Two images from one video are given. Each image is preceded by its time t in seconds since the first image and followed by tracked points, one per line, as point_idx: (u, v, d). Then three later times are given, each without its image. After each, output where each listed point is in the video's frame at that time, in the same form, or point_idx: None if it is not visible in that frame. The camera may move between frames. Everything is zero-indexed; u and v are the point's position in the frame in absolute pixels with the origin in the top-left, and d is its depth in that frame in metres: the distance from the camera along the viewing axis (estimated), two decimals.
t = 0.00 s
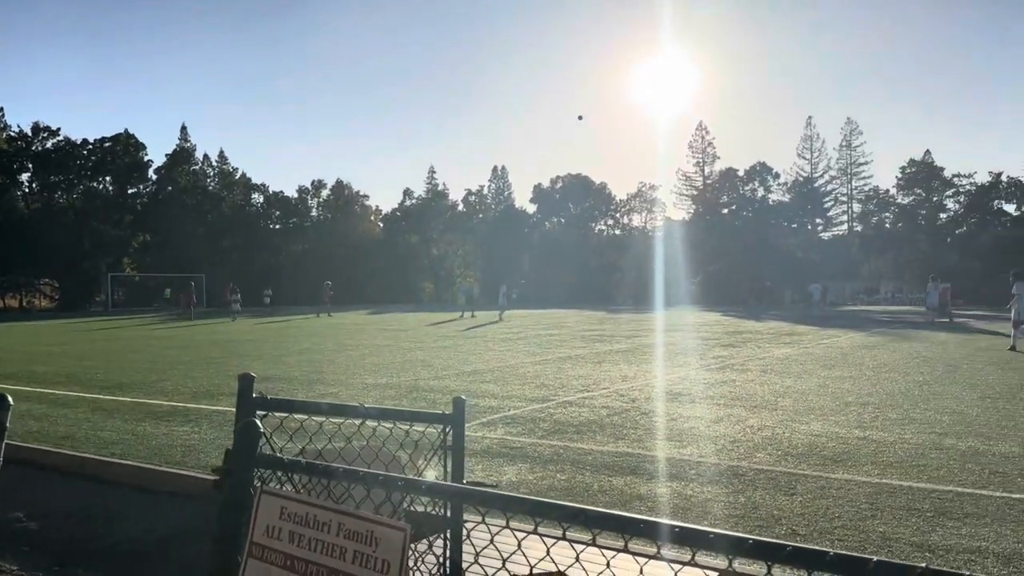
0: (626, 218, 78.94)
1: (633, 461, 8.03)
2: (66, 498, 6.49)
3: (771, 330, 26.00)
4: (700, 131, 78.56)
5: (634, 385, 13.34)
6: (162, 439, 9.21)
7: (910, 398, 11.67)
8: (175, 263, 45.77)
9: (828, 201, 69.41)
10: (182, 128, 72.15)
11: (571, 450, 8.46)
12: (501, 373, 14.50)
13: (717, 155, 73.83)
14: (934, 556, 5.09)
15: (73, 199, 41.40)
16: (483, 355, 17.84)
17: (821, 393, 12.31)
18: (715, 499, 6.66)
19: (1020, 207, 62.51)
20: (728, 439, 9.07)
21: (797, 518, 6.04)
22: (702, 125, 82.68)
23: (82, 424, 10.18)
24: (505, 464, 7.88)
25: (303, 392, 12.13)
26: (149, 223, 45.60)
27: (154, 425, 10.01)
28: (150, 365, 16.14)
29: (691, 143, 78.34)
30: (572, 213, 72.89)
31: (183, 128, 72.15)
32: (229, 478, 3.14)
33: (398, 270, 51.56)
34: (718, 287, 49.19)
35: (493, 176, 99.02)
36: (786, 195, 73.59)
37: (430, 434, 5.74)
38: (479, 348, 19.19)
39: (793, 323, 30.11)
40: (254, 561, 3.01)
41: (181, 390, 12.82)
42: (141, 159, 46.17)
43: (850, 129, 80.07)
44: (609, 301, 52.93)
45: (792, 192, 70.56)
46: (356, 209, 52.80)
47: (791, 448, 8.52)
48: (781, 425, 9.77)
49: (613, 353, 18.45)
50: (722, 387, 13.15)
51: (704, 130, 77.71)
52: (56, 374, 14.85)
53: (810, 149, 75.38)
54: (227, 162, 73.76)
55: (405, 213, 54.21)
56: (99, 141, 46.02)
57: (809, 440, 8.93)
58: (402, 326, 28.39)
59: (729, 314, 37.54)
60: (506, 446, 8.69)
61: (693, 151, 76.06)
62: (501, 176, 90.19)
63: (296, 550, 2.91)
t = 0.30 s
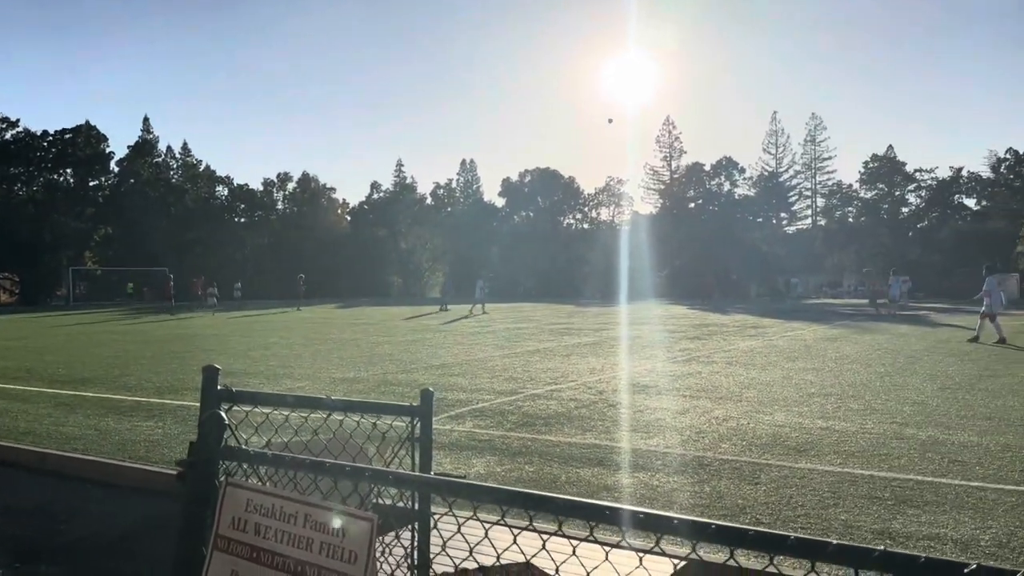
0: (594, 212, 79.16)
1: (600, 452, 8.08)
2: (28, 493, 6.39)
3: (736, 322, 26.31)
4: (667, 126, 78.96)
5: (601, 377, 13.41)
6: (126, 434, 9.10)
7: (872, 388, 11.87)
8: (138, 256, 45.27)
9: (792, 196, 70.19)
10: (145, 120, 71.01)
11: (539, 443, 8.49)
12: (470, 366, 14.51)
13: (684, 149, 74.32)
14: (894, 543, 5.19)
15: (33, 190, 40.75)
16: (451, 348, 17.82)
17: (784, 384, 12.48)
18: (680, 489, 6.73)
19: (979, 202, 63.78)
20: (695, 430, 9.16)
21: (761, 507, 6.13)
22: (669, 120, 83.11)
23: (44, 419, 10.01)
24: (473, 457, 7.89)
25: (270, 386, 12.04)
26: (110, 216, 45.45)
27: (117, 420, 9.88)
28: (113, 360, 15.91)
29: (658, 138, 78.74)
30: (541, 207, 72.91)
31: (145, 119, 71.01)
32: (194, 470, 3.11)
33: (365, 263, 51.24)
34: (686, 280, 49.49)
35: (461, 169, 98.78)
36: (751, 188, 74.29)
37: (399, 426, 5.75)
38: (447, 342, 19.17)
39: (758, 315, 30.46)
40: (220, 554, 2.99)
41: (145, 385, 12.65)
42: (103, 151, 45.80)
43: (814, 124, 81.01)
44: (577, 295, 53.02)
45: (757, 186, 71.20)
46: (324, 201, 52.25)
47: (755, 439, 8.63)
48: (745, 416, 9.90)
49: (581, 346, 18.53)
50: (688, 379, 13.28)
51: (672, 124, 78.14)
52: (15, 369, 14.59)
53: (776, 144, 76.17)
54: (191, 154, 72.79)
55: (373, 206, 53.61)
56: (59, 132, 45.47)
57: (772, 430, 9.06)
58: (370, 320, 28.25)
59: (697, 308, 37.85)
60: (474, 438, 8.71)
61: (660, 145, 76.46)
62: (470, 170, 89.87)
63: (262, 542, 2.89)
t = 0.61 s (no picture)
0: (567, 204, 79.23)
1: (569, 443, 8.11)
2: None
3: (707, 314, 26.53)
4: (640, 119, 79.18)
5: (571, 369, 13.44)
6: (88, 427, 8.97)
7: (837, 379, 12.03)
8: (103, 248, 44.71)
9: (762, 189, 70.70)
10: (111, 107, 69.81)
11: (508, 434, 8.49)
12: (440, 358, 14.48)
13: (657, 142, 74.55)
14: (854, 530, 5.27)
15: None
16: (421, 340, 17.77)
17: (752, 375, 12.60)
18: (648, 479, 6.77)
19: (945, 196, 64.74)
20: (663, 420, 9.22)
21: (724, 495, 6.18)
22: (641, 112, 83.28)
23: (4, 413, 9.84)
24: (442, 448, 7.87)
25: (237, 379, 11.93)
26: (73, 207, 44.93)
27: (80, 414, 9.73)
28: (77, 353, 15.68)
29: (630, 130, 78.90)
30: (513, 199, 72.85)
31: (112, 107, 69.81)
32: (146, 461, 3.07)
33: (335, 255, 50.81)
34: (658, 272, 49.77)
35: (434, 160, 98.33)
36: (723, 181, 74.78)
37: (363, 417, 5.74)
38: (418, 334, 19.12)
39: (729, 307, 30.69)
40: (173, 545, 2.96)
41: (109, 378, 12.48)
42: (66, 139, 45.46)
43: (785, 117, 81.61)
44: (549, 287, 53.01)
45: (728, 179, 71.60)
46: (294, 191, 51.68)
47: (721, 429, 8.70)
48: (713, 407, 9.98)
49: (552, 338, 18.57)
50: (658, 370, 13.37)
51: (644, 117, 78.35)
52: None
53: (747, 138, 76.75)
54: (159, 142, 71.85)
55: (344, 197, 52.97)
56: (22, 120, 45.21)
57: (739, 420, 9.14)
58: (342, 311, 28.07)
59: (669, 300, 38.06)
60: (443, 430, 8.69)
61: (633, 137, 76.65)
62: (442, 161, 89.49)
63: (217, 532, 2.87)
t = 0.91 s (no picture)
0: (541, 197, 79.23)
1: (542, 435, 8.12)
2: None
3: (678, 306, 26.70)
4: (613, 111, 79.32)
5: (544, 361, 13.47)
6: (55, 420, 8.86)
7: (807, 370, 12.16)
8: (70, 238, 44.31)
9: (734, 183, 71.11)
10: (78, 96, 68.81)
11: (481, 426, 8.50)
12: (413, 350, 14.44)
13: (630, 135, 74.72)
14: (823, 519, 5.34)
15: None
16: (394, 332, 17.72)
17: (723, 367, 12.70)
18: (620, 469, 6.82)
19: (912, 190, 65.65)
20: (635, 412, 9.28)
21: (695, 485, 6.24)
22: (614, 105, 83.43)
23: None
24: (415, 441, 7.86)
25: (208, 371, 11.84)
26: (39, 198, 45.52)
27: (47, 406, 9.60)
28: (44, 345, 15.47)
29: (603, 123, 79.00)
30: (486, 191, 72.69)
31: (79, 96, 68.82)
32: (115, 453, 3.04)
33: (306, 246, 49.96)
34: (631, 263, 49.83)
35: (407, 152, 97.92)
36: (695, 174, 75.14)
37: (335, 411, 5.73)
38: (391, 326, 19.05)
39: (701, 299, 30.91)
40: (142, 537, 2.93)
41: (77, 370, 12.32)
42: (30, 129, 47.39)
43: (756, 111, 82.12)
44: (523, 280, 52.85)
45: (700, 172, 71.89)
46: (265, 182, 51.22)
47: (693, 420, 8.77)
48: (684, 398, 10.05)
49: (526, 330, 18.58)
50: (631, 362, 13.44)
51: (618, 110, 78.50)
52: None
53: (719, 131, 77.19)
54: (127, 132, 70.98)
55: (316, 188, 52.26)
56: None
57: (710, 411, 9.22)
58: (314, 304, 27.90)
59: (642, 292, 38.19)
60: (416, 422, 8.68)
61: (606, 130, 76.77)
62: (416, 153, 89.04)
63: (187, 525, 2.85)
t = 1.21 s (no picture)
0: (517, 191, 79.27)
1: (520, 427, 8.14)
2: None
3: (654, 300, 26.84)
4: (589, 106, 79.52)
5: (521, 354, 13.50)
6: (27, 414, 8.74)
7: (781, 363, 12.28)
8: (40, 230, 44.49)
9: (708, 178, 71.56)
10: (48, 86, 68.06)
11: (459, 418, 8.50)
12: (389, 344, 14.40)
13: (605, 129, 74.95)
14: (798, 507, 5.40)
15: None
16: (370, 325, 17.65)
17: (698, 359, 12.80)
18: (598, 460, 6.86)
19: (883, 186, 66.42)
20: (612, 404, 9.33)
21: (672, 476, 6.28)
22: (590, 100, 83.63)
23: None
24: (393, 433, 7.85)
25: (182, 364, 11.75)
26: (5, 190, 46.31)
27: (18, 400, 9.47)
28: (13, 338, 15.26)
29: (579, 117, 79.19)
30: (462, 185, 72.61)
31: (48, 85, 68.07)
32: (94, 444, 3.00)
33: (280, 239, 49.23)
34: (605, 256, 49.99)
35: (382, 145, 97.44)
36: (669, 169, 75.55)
37: (314, 403, 5.72)
38: (367, 320, 18.99)
39: (677, 293, 31.07)
40: (124, 528, 2.90)
41: (48, 364, 12.17)
42: None
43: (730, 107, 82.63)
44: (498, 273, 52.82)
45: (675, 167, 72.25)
46: (238, 174, 51.12)
47: (669, 412, 8.83)
48: (660, 390, 10.12)
49: (502, 323, 18.60)
50: (607, 354, 13.49)
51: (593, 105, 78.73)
52: None
53: (693, 127, 77.67)
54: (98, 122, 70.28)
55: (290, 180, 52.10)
56: None
57: (685, 403, 9.30)
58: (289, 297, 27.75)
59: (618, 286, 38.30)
60: (393, 415, 8.66)
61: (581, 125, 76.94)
62: (391, 146, 88.60)
63: (170, 515, 2.83)
